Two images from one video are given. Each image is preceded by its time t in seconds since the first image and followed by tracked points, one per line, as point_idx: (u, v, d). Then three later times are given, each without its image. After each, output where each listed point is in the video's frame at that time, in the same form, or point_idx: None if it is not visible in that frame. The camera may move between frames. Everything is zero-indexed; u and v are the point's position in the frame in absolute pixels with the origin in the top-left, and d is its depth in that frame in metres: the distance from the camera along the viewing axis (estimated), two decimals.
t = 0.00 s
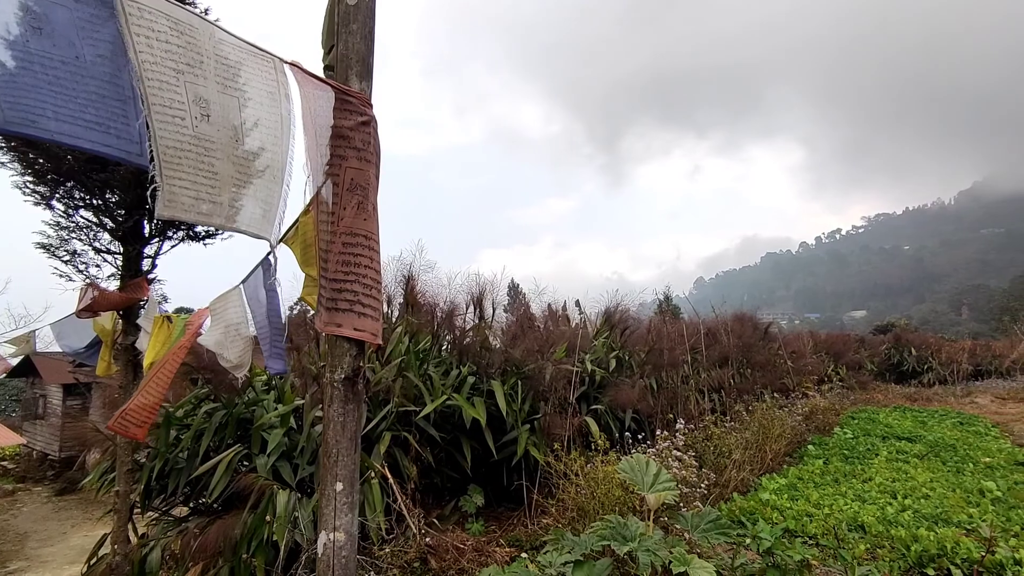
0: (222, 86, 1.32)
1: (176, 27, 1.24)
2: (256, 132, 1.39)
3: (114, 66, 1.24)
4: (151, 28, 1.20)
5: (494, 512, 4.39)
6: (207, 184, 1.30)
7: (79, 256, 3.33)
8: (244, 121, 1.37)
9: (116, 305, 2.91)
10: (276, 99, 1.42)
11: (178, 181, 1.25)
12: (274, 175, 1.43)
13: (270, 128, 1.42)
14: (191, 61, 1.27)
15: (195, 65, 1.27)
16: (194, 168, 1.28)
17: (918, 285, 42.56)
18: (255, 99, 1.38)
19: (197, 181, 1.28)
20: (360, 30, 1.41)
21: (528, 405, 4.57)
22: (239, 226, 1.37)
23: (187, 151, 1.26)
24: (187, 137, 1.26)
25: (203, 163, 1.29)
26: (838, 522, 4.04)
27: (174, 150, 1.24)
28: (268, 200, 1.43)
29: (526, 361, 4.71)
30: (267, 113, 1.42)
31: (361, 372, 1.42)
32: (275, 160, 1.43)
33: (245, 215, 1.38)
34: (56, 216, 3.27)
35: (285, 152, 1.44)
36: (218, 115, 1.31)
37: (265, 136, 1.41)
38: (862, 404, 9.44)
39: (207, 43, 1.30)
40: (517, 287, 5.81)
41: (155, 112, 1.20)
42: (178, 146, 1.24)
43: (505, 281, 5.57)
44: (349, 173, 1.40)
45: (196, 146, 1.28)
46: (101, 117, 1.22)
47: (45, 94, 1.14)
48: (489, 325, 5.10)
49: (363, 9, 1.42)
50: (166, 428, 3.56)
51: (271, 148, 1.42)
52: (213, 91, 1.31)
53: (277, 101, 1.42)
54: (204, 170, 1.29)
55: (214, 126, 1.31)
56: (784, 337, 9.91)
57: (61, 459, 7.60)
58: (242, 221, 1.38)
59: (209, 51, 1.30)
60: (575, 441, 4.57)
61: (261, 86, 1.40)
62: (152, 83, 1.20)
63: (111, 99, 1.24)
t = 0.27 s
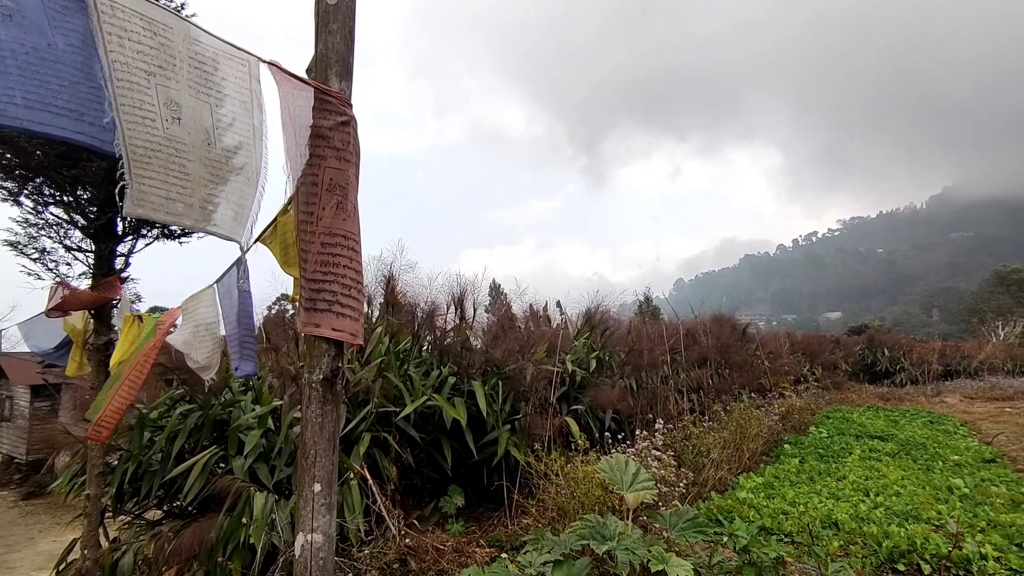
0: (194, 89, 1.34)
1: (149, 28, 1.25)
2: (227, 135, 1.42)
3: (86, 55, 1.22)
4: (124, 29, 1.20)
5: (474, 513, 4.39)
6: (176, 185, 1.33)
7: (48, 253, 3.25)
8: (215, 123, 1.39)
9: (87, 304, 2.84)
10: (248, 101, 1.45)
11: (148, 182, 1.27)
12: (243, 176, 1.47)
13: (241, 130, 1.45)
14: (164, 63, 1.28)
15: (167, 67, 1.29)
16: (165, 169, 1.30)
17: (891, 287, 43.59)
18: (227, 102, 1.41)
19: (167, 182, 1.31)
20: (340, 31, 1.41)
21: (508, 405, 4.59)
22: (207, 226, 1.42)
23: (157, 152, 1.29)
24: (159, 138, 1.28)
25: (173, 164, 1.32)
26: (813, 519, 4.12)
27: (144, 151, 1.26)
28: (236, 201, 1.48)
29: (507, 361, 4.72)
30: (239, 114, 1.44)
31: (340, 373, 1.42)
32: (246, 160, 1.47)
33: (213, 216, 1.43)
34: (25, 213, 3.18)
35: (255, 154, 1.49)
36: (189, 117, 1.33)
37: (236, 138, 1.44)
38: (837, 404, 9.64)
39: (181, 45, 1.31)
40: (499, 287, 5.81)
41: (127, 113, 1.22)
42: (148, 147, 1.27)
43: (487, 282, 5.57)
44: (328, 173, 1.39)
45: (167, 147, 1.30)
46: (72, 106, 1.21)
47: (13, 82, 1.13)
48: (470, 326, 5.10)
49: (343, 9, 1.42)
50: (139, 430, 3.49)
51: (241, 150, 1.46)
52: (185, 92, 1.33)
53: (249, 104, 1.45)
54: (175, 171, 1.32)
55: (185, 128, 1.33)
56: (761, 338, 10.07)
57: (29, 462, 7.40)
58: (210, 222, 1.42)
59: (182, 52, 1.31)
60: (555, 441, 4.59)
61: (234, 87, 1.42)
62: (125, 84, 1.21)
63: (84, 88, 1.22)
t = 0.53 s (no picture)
0: (165, 89, 1.33)
1: (121, 26, 1.23)
2: (199, 137, 1.41)
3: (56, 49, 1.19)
4: (94, 27, 1.19)
5: (453, 513, 4.39)
6: (146, 188, 1.32)
7: (15, 250, 3.17)
8: (188, 124, 1.38)
9: (55, 303, 2.77)
10: (222, 103, 1.44)
11: (115, 185, 1.26)
12: (216, 178, 1.46)
13: (214, 132, 1.44)
14: (135, 62, 1.26)
15: (139, 66, 1.27)
16: (134, 172, 1.29)
17: (863, 289, 44.64)
18: (200, 103, 1.39)
19: (136, 185, 1.30)
20: (318, 29, 1.41)
21: (488, 405, 4.60)
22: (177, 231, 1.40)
23: (127, 154, 1.27)
24: (128, 141, 1.27)
25: (143, 166, 1.31)
26: (786, 516, 4.21)
27: (113, 152, 1.25)
28: (209, 204, 1.46)
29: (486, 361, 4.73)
30: (213, 116, 1.42)
31: (317, 372, 1.41)
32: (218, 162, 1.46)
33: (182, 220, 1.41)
34: None
35: (230, 156, 1.47)
36: (160, 119, 1.32)
37: (209, 140, 1.43)
38: (811, 403, 9.85)
39: (153, 44, 1.29)
40: (479, 287, 5.81)
41: (95, 114, 1.20)
42: (117, 149, 1.25)
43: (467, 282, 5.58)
44: (306, 172, 1.39)
45: (137, 150, 1.29)
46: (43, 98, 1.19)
47: None
48: (449, 326, 5.09)
49: (322, 8, 1.42)
50: (110, 431, 3.41)
51: (214, 152, 1.44)
52: (157, 93, 1.31)
53: (223, 105, 1.43)
54: (145, 174, 1.31)
55: (156, 130, 1.32)
56: (738, 338, 10.24)
57: None
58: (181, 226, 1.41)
59: (154, 52, 1.30)
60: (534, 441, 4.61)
61: (208, 88, 1.40)
62: (94, 83, 1.20)
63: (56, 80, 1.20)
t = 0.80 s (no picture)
0: (129, 80, 1.30)
1: (82, 14, 1.21)
2: (164, 131, 1.38)
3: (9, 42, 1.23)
4: (53, 13, 1.17)
5: (431, 512, 4.38)
6: (105, 182, 1.29)
7: None
8: (152, 117, 1.35)
9: (18, 300, 2.69)
10: (190, 96, 1.41)
11: (71, 177, 1.23)
12: (181, 174, 1.43)
13: (180, 126, 1.41)
14: (97, 51, 1.24)
15: (100, 56, 1.24)
16: (93, 165, 1.25)
17: (837, 290, 45.63)
18: (166, 96, 1.37)
19: (95, 178, 1.27)
20: (288, 22, 1.39)
21: (466, 404, 4.59)
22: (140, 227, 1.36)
23: (84, 145, 1.24)
24: (85, 132, 1.24)
25: (103, 160, 1.27)
26: (761, 512, 4.29)
27: (69, 145, 1.22)
28: (173, 201, 1.43)
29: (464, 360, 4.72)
30: (178, 110, 1.40)
31: (287, 368, 1.39)
32: (184, 158, 1.43)
33: (147, 218, 1.37)
34: None
35: (197, 150, 1.45)
36: (122, 112, 1.29)
37: (174, 135, 1.40)
38: (786, 401, 10.03)
39: (117, 33, 1.27)
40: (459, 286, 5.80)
41: (50, 104, 1.17)
42: (74, 140, 1.22)
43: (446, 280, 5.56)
44: (276, 166, 1.38)
45: (96, 143, 1.26)
46: None
47: None
48: (428, 324, 5.07)
49: None
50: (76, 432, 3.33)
51: (180, 147, 1.42)
52: (119, 84, 1.29)
53: (190, 98, 1.41)
54: (104, 167, 1.28)
55: (118, 122, 1.29)
56: (715, 337, 10.38)
57: None
58: (146, 222, 1.37)
59: (118, 41, 1.27)
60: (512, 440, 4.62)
61: (174, 81, 1.38)
62: (52, 71, 1.17)
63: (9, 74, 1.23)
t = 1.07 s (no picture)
0: (93, 69, 1.25)
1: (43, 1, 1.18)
2: (131, 122, 1.32)
3: None
4: None
5: (407, 511, 4.35)
6: (71, 174, 1.26)
7: None
8: (119, 108, 1.30)
9: None
10: (162, 87, 1.35)
11: (34, 168, 1.22)
12: (150, 168, 1.37)
13: (148, 118, 1.35)
14: (59, 39, 1.20)
15: (63, 44, 1.21)
16: (57, 156, 1.23)
17: (811, 290, 46.56)
18: (136, 87, 1.31)
19: (60, 169, 1.24)
20: (257, 13, 1.36)
21: (443, 403, 4.57)
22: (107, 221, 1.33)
23: (48, 135, 1.22)
24: (48, 122, 1.22)
25: (68, 150, 1.25)
26: (734, 508, 4.35)
27: (32, 134, 1.20)
28: (141, 195, 1.37)
29: (442, 359, 4.69)
30: (146, 101, 1.34)
31: (254, 365, 1.37)
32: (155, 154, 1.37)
33: (115, 212, 1.33)
34: None
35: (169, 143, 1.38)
36: (87, 102, 1.26)
37: (142, 127, 1.34)
38: (760, 399, 10.21)
39: (80, 21, 1.23)
40: (437, 284, 5.77)
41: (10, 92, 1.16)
42: (36, 130, 1.20)
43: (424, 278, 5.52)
44: (244, 160, 1.35)
45: (59, 133, 1.23)
46: None
47: None
48: (405, 323, 5.03)
49: None
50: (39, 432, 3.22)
51: (152, 140, 1.36)
52: (84, 73, 1.25)
53: (161, 89, 1.35)
54: (68, 159, 1.25)
55: (83, 112, 1.26)
56: (692, 336, 10.51)
57: None
58: (113, 217, 1.33)
59: (81, 29, 1.23)
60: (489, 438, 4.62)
61: (141, 71, 1.32)
62: (10, 59, 1.15)
63: None
